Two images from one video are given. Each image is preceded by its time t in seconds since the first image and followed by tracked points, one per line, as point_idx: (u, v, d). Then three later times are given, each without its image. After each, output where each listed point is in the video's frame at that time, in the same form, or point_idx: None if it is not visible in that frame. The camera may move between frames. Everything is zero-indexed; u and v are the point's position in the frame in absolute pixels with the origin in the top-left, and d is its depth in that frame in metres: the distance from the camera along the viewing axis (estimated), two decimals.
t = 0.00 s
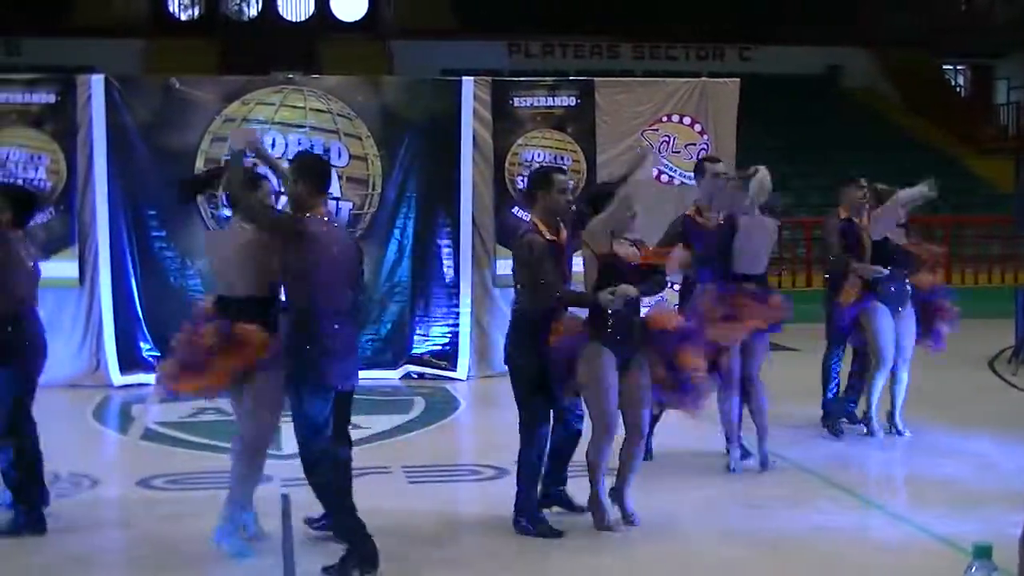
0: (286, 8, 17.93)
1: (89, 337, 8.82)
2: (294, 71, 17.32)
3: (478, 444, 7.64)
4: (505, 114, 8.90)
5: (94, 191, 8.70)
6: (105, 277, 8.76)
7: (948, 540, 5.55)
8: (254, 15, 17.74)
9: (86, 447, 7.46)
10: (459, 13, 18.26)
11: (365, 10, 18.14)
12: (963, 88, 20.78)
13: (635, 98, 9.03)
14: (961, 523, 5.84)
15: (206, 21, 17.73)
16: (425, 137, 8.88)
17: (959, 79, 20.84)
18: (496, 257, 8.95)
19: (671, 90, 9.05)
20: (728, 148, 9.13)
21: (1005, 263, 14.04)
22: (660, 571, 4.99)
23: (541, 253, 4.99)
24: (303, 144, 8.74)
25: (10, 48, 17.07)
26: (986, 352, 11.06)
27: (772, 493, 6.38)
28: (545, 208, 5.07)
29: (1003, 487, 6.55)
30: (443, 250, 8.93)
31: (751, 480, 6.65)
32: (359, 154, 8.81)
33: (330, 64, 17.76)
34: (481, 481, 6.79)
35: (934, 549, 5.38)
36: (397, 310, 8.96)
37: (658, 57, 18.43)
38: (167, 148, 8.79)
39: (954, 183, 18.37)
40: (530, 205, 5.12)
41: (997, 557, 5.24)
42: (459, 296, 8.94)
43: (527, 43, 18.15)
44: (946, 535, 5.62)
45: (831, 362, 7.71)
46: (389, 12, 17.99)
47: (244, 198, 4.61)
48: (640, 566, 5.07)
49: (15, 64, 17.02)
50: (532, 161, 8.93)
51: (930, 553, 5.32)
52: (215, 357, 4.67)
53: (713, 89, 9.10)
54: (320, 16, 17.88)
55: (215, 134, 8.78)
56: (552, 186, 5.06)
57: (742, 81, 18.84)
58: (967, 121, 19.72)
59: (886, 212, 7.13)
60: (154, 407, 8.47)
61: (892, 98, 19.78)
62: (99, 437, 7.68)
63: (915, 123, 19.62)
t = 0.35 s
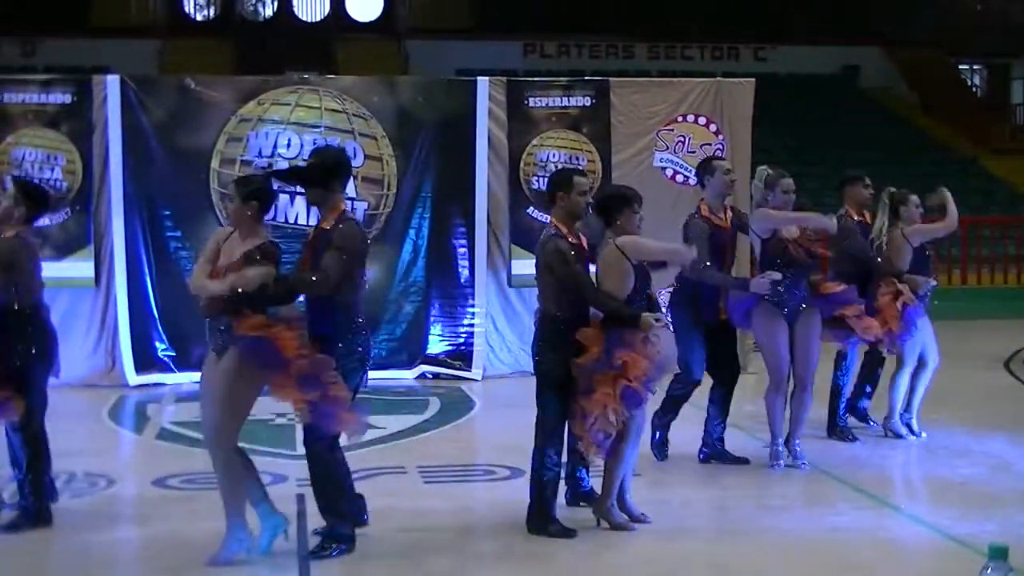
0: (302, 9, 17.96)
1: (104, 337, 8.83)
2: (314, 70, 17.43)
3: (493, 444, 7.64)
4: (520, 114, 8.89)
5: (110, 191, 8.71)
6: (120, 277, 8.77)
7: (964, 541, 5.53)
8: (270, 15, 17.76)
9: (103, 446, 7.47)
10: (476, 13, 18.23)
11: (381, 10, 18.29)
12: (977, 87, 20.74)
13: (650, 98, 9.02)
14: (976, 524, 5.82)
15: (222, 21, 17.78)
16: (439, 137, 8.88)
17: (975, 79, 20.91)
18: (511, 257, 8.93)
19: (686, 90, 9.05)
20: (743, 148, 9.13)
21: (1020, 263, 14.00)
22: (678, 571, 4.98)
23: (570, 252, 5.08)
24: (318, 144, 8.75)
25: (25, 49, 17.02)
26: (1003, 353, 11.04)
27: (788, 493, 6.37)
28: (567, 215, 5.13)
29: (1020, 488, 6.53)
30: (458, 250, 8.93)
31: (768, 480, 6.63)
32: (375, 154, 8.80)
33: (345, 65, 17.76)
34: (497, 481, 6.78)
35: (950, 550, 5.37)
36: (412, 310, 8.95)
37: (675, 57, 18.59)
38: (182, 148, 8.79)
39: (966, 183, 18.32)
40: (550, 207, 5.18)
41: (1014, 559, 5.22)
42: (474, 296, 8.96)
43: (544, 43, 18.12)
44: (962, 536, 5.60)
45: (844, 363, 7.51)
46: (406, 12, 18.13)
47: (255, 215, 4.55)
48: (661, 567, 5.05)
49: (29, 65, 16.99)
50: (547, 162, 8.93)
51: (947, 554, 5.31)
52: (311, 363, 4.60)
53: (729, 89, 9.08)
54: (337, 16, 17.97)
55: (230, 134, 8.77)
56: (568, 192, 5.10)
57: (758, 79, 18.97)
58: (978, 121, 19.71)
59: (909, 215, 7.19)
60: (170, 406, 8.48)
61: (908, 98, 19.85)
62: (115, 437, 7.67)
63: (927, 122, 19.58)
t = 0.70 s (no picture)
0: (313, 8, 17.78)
1: (116, 337, 8.85)
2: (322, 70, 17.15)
3: (504, 444, 7.63)
4: (531, 114, 8.89)
5: (122, 191, 8.72)
6: (132, 277, 8.78)
7: (975, 541, 5.52)
8: (282, 15, 17.62)
9: (115, 446, 7.47)
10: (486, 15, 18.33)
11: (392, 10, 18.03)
12: (988, 87, 20.68)
13: (661, 98, 9.02)
14: (989, 524, 5.81)
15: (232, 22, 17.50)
16: (450, 137, 8.89)
17: (987, 79, 20.84)
18: (522, 257, 8.95)
19: (697, 90, 9.04)
20: (755, 148, 9.12)
21: None
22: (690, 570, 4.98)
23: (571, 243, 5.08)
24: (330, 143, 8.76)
25: (39, 49, 17.17)
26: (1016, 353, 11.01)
27: (800, 493, 6.36)
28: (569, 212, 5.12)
29: None
30: (469, 250, 8.94)
31: (780, 480, 6.62)
32: (386, 154, 8.80)
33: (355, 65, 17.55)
34: (508, 481, 6.78)
35: (962, 551, 5.35)
36: (423, 309, 8.95)
37: (686, 57, 18.51)
38: (193, 148, 8.80)
39: (975, 184, 18.29)
40: (546, 205, 5.15)
41: None
42: (485, 296, 8.95)
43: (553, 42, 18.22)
44: (974, 536, 5.59)
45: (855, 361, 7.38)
46: (418, 13, 18.02)
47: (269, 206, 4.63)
48: (675, 566, 5.05)
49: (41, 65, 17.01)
50: (559, 162, 8.91)
51: (959, 555, 5.29)
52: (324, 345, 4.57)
53: (740, 89, 9.08)
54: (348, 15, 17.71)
55: (242, 134, 8.78)
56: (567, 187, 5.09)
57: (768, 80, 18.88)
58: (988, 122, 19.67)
59: (917, 215, 7.19)
60: (181, 406, 8.50)
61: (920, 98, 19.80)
62: (127, 437, 7.68)
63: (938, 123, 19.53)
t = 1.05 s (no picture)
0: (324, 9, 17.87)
1: (127, 337, 8.86)
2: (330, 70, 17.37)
3: (514, 444, 7.62)
4: (542, 114, 8.89)
5: (133, 191, 8.74)
6: (143, 276, 8.80)
7: (987, 542, 5.50)
8: (293, 15, 17.81)
9: (126, 445, 7.48)
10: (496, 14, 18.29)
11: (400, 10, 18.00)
12: (999, 87, 20.63)
13: (672, 97, 9.02)
14: (1000, 525, 5.79)
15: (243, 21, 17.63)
16: (461, 136, 8.89)
17: (999, 78, 20.52)
18: (533, 257, 8.94)
19: (708, 89, 9.04)
20: (767, 148, 9.10)
21: None
22: (702, 571, 4.97)
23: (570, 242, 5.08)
24: (341, 143, 8.77)
25: (49, 49, 17.00)
26: None
27: (810, 493, 6.36)
28: (570, 215, 5.14)
29: None
30: (479, 250, 8.94)
31: (792, 479, 6.60)
32: (397, 154, 8.80)
33: (369, 66, 17.49)
34: (518, 481, 6.78)
35: (974, 551, 5.34)
36: (434, 309, 8.95)
37: (697, 56, 18.30)
38: (204, 148, 8.81)
39: (986, 183, 18.24)
40: (552, 203, 5.19)
41: None
42: (496, 295, 8.95)
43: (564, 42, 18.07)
44: (986, 537, 5.57)
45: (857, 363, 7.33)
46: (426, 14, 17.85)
47: (265, 206, 4.49)
48: (686, 566, 5.04)
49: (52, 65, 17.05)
50: (570, 161, 8.90)
51: (971, 555, 5.28)
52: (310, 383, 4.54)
53: (752, 89, 9.07)
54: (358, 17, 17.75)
55: (253, 134, 8.79)
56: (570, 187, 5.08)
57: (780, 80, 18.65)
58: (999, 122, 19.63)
59: (927, 215, 7.19)
60: (192, 405, 8.50)
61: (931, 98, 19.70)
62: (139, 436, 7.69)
63: (949, 122, 19.49)
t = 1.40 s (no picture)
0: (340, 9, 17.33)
1: (143, 336, 8.88)
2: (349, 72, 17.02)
3: (528, 444, 7.62)
4: (557, 114, 8.89)
5: (149, 190, 8.76)
6: (159, 276, 8.82)
7: (1001, 542, 5.48)
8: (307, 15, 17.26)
9: (141, 444, 7.50)
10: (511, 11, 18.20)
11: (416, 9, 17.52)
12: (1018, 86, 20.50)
13: (687, 97, 9.01)
14: (1016, 526, 5.77)
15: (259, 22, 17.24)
16: (476, 136, 8.88)
17: (1016, 77, 20.52)
18: (548, 257, 8.93)
19: (724, 89, 9.02)
20: (782, 148, 9.09)
21: None
22: (717, 571, 4.96)
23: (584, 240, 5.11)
24: (355, 143, 8.79)
25: (66, 49, 17.09)
26: None
27: (824, 493, 6.34)
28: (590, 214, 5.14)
29: None
30: (494, 250, 8.94)
31: (808, 480, 6.57)
32: (412, 153, 8.81)
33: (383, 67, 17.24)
34: (534, 480, 6.77)
35: (989, 552, 5.32)
36: (449, 309, 8.95)
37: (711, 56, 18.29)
38: (220, 148, 8.83)
39: (1002, 184, 18.15)
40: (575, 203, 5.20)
41: None
42: (510, 294, 8.96)
43: (579, 42, 18.12)
44: (1001, 538, 5.55)
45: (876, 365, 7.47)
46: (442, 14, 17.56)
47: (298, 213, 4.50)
48: (703, 565, 5.03)
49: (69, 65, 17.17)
50: (585, 160, 8.90)
51: (986, 556, 5.26)
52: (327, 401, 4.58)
53: (767, 89, 9.05)
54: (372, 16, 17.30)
55: (268, 133, 8.81)
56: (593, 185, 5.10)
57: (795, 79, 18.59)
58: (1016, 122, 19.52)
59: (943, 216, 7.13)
60: (207, 404, 8.51)
61: (947, 97, 19.62)
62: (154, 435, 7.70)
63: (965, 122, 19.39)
